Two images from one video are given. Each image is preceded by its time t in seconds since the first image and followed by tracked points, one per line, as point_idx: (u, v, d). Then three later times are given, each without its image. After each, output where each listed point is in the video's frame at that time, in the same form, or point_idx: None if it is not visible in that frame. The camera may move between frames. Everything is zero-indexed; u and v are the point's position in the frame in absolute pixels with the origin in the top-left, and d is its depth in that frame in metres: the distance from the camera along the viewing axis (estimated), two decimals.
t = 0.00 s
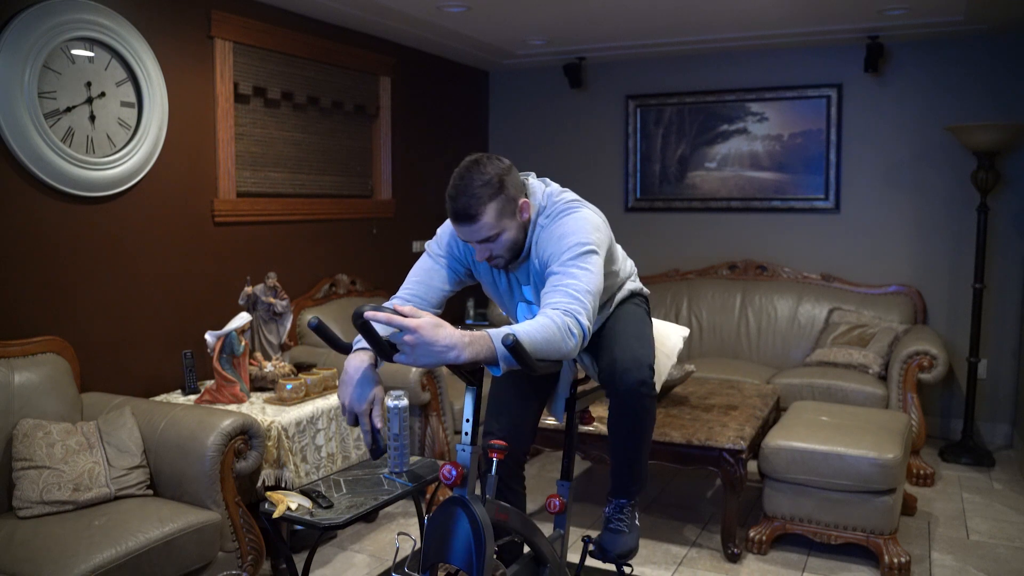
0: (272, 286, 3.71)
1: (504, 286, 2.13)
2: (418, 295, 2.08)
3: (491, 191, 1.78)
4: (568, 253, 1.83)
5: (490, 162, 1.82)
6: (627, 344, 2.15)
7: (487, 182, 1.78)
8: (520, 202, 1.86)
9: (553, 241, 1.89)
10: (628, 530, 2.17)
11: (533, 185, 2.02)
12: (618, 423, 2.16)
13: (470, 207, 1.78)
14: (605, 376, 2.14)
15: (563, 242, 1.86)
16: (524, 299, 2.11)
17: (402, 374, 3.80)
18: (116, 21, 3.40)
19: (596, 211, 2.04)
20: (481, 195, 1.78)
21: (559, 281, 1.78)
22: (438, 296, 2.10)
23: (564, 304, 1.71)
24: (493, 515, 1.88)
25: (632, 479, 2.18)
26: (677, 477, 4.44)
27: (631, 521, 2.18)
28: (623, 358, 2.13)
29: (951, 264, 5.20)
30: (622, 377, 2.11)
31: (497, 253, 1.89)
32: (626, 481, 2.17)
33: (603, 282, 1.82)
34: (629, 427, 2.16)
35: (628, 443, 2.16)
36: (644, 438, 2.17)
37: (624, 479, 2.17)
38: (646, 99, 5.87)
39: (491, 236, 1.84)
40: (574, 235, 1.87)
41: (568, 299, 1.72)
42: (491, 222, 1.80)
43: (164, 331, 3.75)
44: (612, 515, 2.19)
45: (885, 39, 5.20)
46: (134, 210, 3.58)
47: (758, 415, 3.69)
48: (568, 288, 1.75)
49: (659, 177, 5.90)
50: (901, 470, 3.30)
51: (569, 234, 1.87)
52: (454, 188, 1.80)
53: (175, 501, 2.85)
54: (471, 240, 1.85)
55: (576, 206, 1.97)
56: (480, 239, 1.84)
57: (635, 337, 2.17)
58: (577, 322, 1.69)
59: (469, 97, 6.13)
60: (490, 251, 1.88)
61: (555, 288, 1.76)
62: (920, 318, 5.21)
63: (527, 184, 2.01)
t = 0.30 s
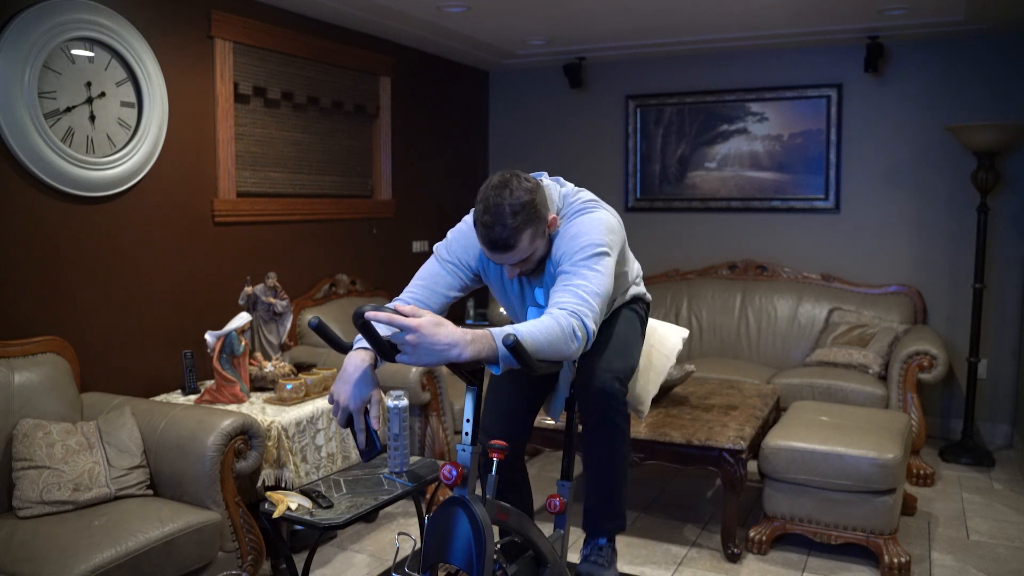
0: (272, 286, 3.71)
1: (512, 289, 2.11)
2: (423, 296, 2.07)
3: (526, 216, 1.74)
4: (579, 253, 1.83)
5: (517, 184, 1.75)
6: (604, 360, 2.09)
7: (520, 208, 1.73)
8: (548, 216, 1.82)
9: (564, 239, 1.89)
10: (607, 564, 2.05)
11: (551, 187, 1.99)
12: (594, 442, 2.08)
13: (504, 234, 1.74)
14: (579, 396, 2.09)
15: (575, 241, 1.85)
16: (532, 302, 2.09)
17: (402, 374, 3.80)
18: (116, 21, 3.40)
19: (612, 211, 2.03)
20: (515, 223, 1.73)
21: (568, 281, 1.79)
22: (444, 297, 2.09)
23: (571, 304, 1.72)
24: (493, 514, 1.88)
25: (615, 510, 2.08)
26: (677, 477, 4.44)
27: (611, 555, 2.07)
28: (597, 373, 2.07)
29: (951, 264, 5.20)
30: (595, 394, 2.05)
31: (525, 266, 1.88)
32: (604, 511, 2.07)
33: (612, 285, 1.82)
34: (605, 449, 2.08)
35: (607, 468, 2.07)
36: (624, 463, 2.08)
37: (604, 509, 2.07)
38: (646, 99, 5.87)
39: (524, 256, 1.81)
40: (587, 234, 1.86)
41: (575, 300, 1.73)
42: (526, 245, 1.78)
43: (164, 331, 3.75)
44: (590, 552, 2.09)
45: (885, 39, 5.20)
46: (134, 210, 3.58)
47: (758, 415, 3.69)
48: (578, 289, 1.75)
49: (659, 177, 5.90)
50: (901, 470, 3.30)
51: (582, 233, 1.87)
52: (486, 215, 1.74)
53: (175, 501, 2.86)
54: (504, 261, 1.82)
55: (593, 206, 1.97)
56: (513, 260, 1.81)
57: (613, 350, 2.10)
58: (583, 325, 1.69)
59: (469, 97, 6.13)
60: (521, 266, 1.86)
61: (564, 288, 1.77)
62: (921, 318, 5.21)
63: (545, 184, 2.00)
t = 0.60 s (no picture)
0: (272, 286, 3.71)
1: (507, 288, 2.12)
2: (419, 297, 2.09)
3: (492, 208, 1.76)
4: (568, 253, 1.82)
5: (485, 178, 1.78)
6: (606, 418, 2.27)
7: (485, 201, 1.76)
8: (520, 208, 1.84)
9: (552, 239, 1.88)
10: None
11: (531, 188, 2.00)
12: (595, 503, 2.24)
13: (472, 228, 1.76)
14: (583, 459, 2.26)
15: (563, 241, 1.85)
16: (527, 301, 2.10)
17: (402, 374, 3.80)
18: (116, 21, 3.40)
19: (596, 208, 2.04)
20: (482, 215, 1.76)
21: (558, 281, 1.77)
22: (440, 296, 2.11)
23: (567, 304, 1.70)
24: (493, 514, 1.86)
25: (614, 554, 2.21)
26: (677, 477, 4.44)
27: None
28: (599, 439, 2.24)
29: (951, 264, 5.20)
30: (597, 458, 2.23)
31: (504, 260, 1.90)
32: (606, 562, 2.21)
33: (605, 280, 1.82)
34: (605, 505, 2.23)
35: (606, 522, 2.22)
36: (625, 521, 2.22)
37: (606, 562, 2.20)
38: (646, 99, 5.87)
39: (498, 249, 1.83)
40: (574, 233, 1.86)
41: (571, 300, 1.71)
42: (496, 237, 1.80)
43: (164, 332, 3.75)
44: None
45: (884, 39, 5.20)
46: (134, 210, 3.58)
47: (758, 415, 3.69)
48: (570, 287, 1.74)
49: (659, 177, 5.90)
50: (901, 470, 3.30)
51: (569, 231, 1.87)
52: (455, 211, 1.77)
53: (175, 501, 2.85)
54: (478, 256, 1.84)
55: (575, 204, 1.97)
56: (487, 254, 1.83)
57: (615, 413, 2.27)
58: (580, 323, 1.68)
59: (469, 97, 6.13)
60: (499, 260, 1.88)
61: (555, 288, 1.76)
62: (920, 318, 5.21)
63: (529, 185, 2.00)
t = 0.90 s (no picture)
0: (272, 286, 3.71)
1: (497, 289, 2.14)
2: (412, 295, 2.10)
3: (463, 216, 1.79)
4: (554, 256, 1.82)
5: (456, 187, 1.80)
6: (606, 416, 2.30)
7: (456, 210, 1.78)
8: (496, 215, 1.86)
9: (539, 244, 1.88)
10: None
11: (514, 196, 2.01)
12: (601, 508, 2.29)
13: (447, 239, 1.80)
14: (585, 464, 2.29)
15: (548, 244, 1.85)
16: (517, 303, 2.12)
17: (402, 374, 3.80)
18: (116, 21, 3.40)
19: (580, 210, 2.04)
20: (456, 226, 1.79)
21: (548, 283, 1.77)
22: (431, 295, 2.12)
23: (561, 304, 1.70)
24: (493, 515, 1.86)
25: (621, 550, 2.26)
26: (677, 477, 4.44)
27: None
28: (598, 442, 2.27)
29: (951, 264, 5.20)
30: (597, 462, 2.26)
31: (485, 264, 1.92)
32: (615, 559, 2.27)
33: (594, 280, 1.81)
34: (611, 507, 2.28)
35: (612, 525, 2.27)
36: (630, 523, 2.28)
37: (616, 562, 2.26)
38: (646, 99, 5.87)
39: (475, 255, 1.86)
40: (558, 237, 1.86)
41: (563, 300, 1.71)
42: (470, 243, 1.82)
43: (165, 332, 3.75)
44: None
45: (885, 39, 5.20)
46: (134, 210, 3.58)
47: (758, 415, 3.69)
48: (559, 288, 1.74)
49: (659, 177, 5.90)
50: (901, 470, 3.30)
51: (554, 236, 1.87)
52: (430, 222, 1.81)
53: (175, 501, 2.85)
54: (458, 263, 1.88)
55: (558, 209, 1.97)
56: (466, 260, 1.86)
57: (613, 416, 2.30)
58: (574, 321, 1.67)
59: (469, 97, 6.13)
60: (479, 266, 1.92)
61: (545, 290, 1.76)
62: (921, 318, 5.21)
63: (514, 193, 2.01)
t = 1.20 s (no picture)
0: (272, 286, 3.71)
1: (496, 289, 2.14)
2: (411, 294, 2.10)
3: (466, 210, 1.78)
4: (555, 255, 1.83)
5: (462, 180, 1.79)
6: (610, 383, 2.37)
7: (461, 205, 1.77)
8: (498, 210, 1.86)
9: (541, 243, 1.89)
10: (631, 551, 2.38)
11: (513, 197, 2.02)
12: (614, 466, 2.38)
13: (449, 231, 1.78)
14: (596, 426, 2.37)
15: (550, 244, 1.86)
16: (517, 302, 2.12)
17: (402, 374, 3.80)
18: (116, 21, 3.40)
19: (580, 209, 2.05)
20: (459, 217, 1.78)
21: (549, 282, 1.78)
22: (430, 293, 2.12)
23: (562, 304, 1.70)
24: (493, 515, 1.86)
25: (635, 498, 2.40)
26: (676, 477, 4.44)
27: (635, 543, 2.39)
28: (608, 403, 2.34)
29: (951, 264, 5.20)
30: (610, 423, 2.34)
31: (483, 260, 1.91)
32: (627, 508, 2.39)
33: (595, 279, 1.81)
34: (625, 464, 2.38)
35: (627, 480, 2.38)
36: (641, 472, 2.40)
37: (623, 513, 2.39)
38: (646, 99, 5.87)
39: (475, 250, 1.85)
40: (559, 236, 1.87)
41: (564, 300, 1.71)
42: (472, 238, 1.82)
43: (165, 332, 3.75)
44: (616, 538, 2.40)
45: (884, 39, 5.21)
46: (134, 210, 3.58)
47: (758, 415, 3.69)
48: (560, 287, 1.74)
49: (659, 177, 5.90)
50: (901, 470, 3.30)
51: (555, 235, 1.87)
52: (433, 212, 1.79)
53: (175, 501, 2.85)
54: (457, 257, 1.87)
55: (559, 208, 1.98)
56: (465, 254, 1.85)
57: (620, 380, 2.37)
58: (575, 321, 1.68)
59: (469, 97, 6.13)
60: (478, 261, 1.91)
61: (545, 289, 1.76)
62: (920, 318, 5.21)
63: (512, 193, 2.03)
